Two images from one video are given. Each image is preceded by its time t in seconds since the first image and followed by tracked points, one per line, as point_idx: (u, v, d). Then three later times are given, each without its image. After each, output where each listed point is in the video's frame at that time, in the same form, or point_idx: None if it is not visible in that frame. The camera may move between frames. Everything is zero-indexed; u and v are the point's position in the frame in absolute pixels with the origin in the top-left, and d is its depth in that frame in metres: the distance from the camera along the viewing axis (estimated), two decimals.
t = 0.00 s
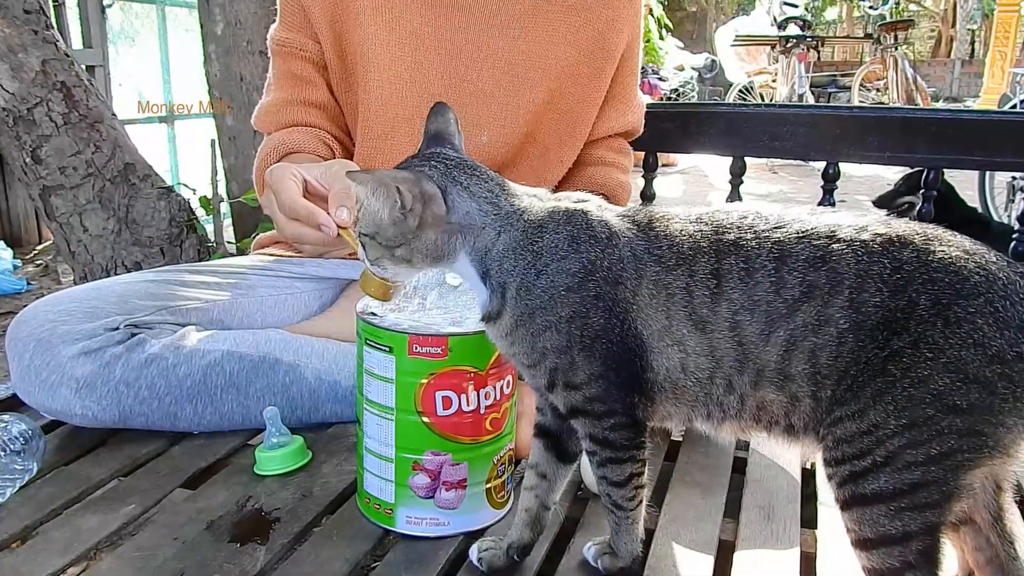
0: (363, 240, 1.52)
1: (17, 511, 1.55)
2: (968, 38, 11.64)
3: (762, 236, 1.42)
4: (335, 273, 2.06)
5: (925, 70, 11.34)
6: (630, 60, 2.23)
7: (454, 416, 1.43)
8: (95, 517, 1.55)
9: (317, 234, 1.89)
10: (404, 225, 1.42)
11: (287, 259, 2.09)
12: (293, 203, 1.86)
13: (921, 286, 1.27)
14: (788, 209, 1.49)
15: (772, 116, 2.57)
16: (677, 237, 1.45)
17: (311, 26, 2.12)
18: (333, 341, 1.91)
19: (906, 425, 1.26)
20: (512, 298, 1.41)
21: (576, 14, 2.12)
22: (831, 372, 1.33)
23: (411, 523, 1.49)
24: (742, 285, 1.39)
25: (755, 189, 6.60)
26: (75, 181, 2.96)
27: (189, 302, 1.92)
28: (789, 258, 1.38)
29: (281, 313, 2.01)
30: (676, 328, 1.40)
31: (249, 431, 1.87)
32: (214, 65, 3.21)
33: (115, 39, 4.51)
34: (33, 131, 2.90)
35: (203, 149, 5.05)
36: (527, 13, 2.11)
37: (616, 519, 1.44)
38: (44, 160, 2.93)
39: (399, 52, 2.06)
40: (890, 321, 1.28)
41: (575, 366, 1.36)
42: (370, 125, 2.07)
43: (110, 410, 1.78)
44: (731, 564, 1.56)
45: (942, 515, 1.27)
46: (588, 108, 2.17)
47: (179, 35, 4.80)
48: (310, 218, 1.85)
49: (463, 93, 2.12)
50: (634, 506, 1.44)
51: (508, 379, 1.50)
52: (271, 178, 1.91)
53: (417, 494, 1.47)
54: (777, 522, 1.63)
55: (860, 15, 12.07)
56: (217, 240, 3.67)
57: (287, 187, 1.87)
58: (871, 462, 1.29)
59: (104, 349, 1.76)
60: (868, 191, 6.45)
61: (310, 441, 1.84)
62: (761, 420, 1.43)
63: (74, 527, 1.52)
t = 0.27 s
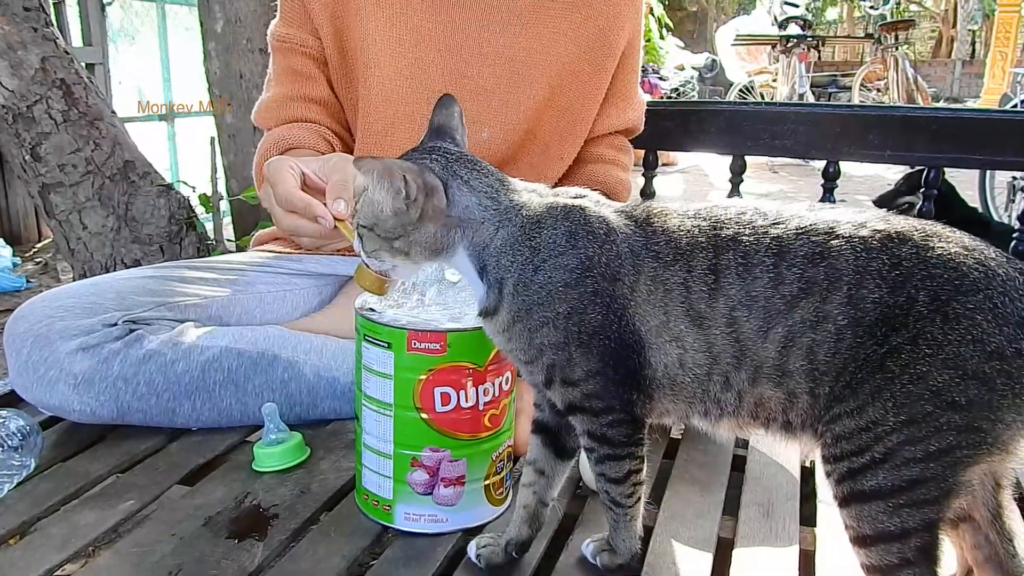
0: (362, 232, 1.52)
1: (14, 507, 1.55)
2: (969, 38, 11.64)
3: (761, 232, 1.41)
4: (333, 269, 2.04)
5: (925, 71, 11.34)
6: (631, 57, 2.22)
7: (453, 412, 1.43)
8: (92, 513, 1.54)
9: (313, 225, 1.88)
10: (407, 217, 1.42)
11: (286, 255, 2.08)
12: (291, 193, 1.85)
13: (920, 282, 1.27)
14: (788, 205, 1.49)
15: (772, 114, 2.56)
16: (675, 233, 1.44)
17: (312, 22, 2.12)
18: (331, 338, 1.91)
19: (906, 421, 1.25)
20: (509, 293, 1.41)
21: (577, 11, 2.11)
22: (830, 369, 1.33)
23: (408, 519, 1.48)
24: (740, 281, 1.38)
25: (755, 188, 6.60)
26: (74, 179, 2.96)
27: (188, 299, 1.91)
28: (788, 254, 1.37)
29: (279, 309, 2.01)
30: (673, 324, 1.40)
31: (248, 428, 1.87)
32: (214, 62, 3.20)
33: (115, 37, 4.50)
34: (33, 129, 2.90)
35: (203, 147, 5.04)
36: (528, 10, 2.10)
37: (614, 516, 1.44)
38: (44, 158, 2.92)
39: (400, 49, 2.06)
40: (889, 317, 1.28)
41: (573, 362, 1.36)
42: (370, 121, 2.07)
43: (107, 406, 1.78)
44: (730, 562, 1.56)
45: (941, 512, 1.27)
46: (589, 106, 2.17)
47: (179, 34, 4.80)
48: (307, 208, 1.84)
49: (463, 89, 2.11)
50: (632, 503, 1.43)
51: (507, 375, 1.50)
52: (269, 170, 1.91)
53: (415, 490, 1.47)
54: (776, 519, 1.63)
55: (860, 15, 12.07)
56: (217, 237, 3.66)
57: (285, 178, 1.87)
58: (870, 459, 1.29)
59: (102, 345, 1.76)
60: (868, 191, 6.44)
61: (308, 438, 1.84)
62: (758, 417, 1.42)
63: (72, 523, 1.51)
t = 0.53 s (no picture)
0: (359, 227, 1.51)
1: (11, 503, 1.55)
2: (970, 37, 11.62)
3: (758, 229, 1.41)
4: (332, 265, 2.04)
5: (926, 70, 11.33)
6: (631, 54, 2.22)
7: (449, 408, 1.42)
8: (89, 509, 1.54)
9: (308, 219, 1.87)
10: (403, 212, 1.42)
11: (284, 251, 2.08)
12: (286, 187, 1.85)
13: (918, 279, 1.27)
14: (786, 202, 1.48)
15: (772, 111, 2.56)
16: (673, 230, 1.44)
17: (311, 19, 2.12)
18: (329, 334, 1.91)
19: (904, 419, 1.25)
20: (505, 289, 1.40)
21: (576, 8, 2.11)
22: (828, 366, 1.33)
23: (406, 516, 1.48)
24: (738, 279, 1.38)
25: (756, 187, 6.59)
26: (73, 176, 2.95)
27: (186, 295, 1.91)
28: (786, 251, 1.37)
29: (277, 305, 2.01)
30: (670, 321, 1.40)
31: (245, 424, 1.87)
32: (214, 60, 3.20)
33: (114, 35, 4.49)
34: (32, 126, 2.90)
35: (203, 145, 5.05)
36: (527, 7, 2.10)
37: (611, 513, 1.44)
38: (43, 155, 2.92)
39: (399, 45, 2.06)
40: (887, 315, 1.27)
41: (567, 360, 1.36)
42: (369, 118, 2.06)
43: (105, 402, 1.78)
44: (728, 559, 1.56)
45: (939, 509, 1.26)
46: (588, 103, 2.17)
47: (179, 32, 4.81)
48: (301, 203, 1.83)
49: (463, 86, 2.11)
50: (629, 501, 1.43)
51: (505, 371, 1.50)
52: (265, 165, 1.91)
53: (412, 487, 1.47)
54: (774, 516, 1.63)
55: (861, 14, 12.06)
56: (217, 235, 3.66)
57: (281, 172, 1.87)
58: (868, 456, 1.29)
59: (99, 342, 1.76)
60: (868, 190, 6.43)
61: (306, 434, 1.84)
62: (756, 414, 1.42)
63: (69, 519, 1.51)
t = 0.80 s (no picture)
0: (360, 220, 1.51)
1: (11, 499, 1.55)
2: (969, 34, 11.61)
3: (757, 228, 1.41)
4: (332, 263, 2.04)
5: (925, 66, 11.32)
6: (631, 51, 2.22)
7: (450, 406, 1.43)
8: (89, 506, 1.54)
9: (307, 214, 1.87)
10: (405, 206, 1.42)
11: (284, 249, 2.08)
12: (285, 182, 1.84)
13: (918, 278, 1.27)
14: (785, 201, 1.48)
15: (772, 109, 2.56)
16: (672, 229, 1.44)
17: (311, 16, 2.11)
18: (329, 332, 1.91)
19: (903, 417, 1.25)
20: (504, 287, 1.40)
21: (576, 5, 2.11)
22: (827, 365, 1.33)
23: (406, 513, 1.48)
24: (737, 278, 1.38)
25: (755, 183, 6.59)
26: (72, 172, 2.95)
27: (186, 292, 1.91)
28: (785, 250, 1.37)
29: (277, 303, 2.01)
30: (669, 320, 1.40)
31: (245, 421, 1.87)
32: (212, 56, 3.19)
33: (113, 31, 4.57)
34: (30, 122, 2.89)
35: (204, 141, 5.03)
36: (528, 4, 2.09)
37: (610, 511, 1.44)
38: (41, 151, 2.92)
39: (400, 42, 2.05)
40: (886, 314, 1.27)
41: (566, 358, 1.36)
42: (369, 115, 2.06)
43: (105, 399, 1.78)
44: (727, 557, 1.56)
45: (938, 507, 1.27)
46: (588, 100, 2.17)
47: (179, 28, 4.80)
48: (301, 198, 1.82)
49: (463, 84, 2.11)
50: (628, 499, 1.44)
51: (505, 369, 1.50)
52: (265, 160, 1.90)
53: (412, 485, 1.47)
54: (774, 514, 1.63)
55: (861, 10, 12.04)
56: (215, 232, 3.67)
57: (280, 168, 1.86)
58: (867, 455, 1.29)
59: (99, 339, 1.76)
60: (867, 186, 6.43)
61: (306, 431, 1.84)
62: (755, 413, 1.42)
63: (69, 516, 1.51)
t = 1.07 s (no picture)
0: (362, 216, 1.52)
1: (16, 499, 1.55)
2: (973, 31, 11.57)
3: (760, 226, 1.41)
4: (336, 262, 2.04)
5: (929, 63, 11.29)
6: (634, 50, 2.21)
7: (453, 405, 1.42)
8: (94, 506, 1.54)
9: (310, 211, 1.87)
10: (407, 201, 1.43)
11: (288, 248, 2.08)
12: (289, 179, 1.84)
13: (921, 275, 1.26)
14: (789, 199, 1.48)
15: (776, 107, 2.55)
16: (675, 227, 1.44)
17: (314, 15, 2.11)
18: (333, 331, 1.91)
19: (907, 415, 1.25)
20: (506, 285, 1.40)
21: (580, 4, 2.10)
22: (830, 363, 1.33)
23: (410, 512, 1.48)
24: (740, 276, 1.38)
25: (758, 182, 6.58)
26: (76, 173, 2.95)
27: (190, 292, 1.91)
28: (788, 248, 1.37)
29: (281, 302, 2.01)
30: (672, 319, 1.39)
31: (250, 421, 1.87)
32: (216, 56, 3.20)
33: (116, 32, 4.58)
34: (34, 122, 2.90)
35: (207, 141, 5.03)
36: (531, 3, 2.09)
37: (615, 510, 1.44)
38: (46, 152, 2.92)
39: (404, 42, 2.05)
40: (890, 312, 1.27)
41: (569, 356, 1.36)
42: (373, 115, 2.05)
43: (110, 399, 1.78)
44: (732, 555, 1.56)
45: (943, 505, 1.26)
46: (592, 99, 2.17)
47: (181, 28, 4.79)
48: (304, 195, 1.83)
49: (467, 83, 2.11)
50: (632, 497, 1.43)
51: (509, 368, 1.50)
52: (269, 158, 1.90)
53: (417, 484, 1.47)
54: (779, 512, 1.63)
55: (864, 8, 12.01)
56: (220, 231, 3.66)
57: (284, 165, 1.87)
58: (872, 453, 1.28)
59: (104, 338, 1.76)
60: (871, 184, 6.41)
61: (310, 431, 1.84)
62: (759, 412, 1.42)
63: (74, 515, 1.51)
